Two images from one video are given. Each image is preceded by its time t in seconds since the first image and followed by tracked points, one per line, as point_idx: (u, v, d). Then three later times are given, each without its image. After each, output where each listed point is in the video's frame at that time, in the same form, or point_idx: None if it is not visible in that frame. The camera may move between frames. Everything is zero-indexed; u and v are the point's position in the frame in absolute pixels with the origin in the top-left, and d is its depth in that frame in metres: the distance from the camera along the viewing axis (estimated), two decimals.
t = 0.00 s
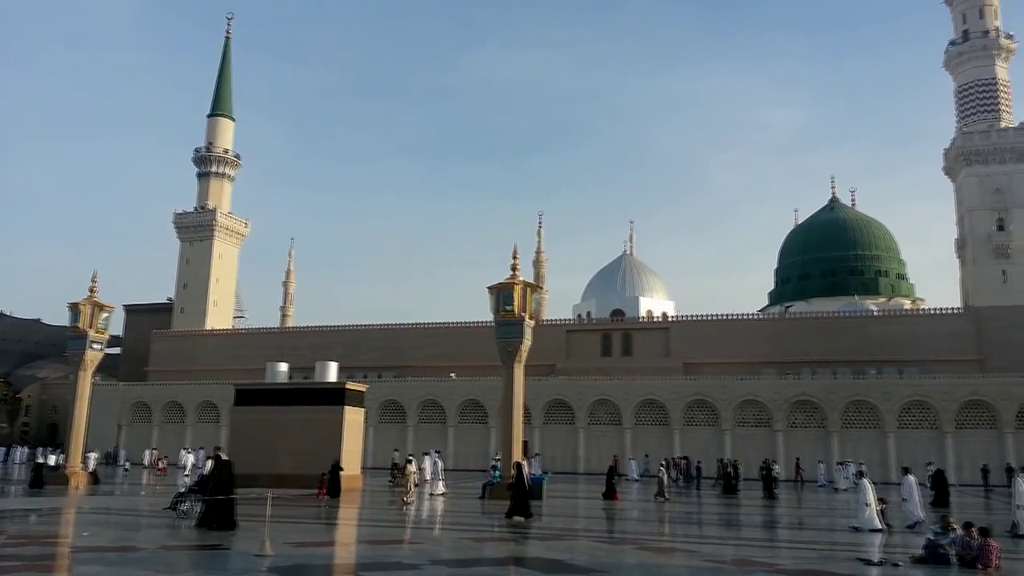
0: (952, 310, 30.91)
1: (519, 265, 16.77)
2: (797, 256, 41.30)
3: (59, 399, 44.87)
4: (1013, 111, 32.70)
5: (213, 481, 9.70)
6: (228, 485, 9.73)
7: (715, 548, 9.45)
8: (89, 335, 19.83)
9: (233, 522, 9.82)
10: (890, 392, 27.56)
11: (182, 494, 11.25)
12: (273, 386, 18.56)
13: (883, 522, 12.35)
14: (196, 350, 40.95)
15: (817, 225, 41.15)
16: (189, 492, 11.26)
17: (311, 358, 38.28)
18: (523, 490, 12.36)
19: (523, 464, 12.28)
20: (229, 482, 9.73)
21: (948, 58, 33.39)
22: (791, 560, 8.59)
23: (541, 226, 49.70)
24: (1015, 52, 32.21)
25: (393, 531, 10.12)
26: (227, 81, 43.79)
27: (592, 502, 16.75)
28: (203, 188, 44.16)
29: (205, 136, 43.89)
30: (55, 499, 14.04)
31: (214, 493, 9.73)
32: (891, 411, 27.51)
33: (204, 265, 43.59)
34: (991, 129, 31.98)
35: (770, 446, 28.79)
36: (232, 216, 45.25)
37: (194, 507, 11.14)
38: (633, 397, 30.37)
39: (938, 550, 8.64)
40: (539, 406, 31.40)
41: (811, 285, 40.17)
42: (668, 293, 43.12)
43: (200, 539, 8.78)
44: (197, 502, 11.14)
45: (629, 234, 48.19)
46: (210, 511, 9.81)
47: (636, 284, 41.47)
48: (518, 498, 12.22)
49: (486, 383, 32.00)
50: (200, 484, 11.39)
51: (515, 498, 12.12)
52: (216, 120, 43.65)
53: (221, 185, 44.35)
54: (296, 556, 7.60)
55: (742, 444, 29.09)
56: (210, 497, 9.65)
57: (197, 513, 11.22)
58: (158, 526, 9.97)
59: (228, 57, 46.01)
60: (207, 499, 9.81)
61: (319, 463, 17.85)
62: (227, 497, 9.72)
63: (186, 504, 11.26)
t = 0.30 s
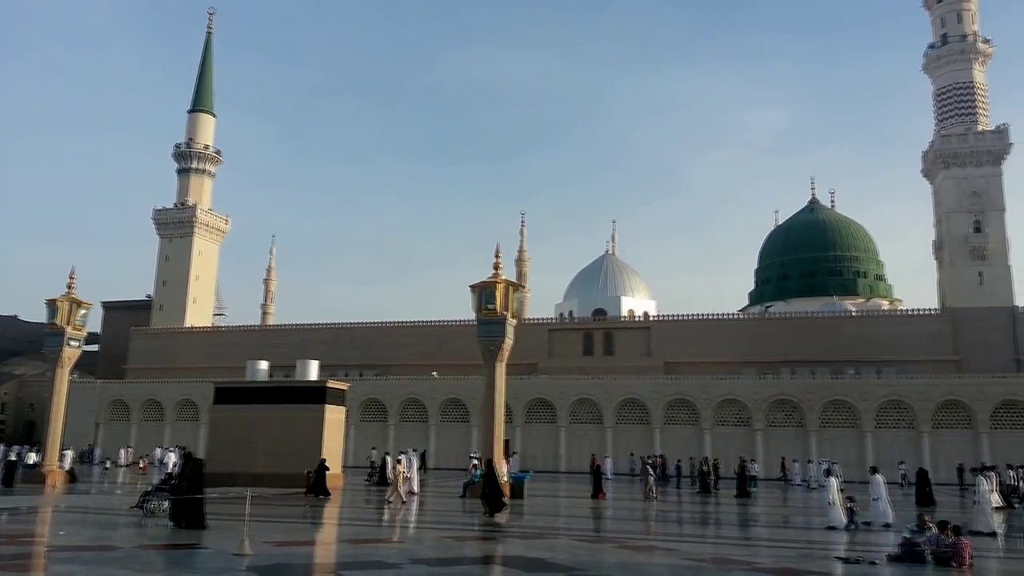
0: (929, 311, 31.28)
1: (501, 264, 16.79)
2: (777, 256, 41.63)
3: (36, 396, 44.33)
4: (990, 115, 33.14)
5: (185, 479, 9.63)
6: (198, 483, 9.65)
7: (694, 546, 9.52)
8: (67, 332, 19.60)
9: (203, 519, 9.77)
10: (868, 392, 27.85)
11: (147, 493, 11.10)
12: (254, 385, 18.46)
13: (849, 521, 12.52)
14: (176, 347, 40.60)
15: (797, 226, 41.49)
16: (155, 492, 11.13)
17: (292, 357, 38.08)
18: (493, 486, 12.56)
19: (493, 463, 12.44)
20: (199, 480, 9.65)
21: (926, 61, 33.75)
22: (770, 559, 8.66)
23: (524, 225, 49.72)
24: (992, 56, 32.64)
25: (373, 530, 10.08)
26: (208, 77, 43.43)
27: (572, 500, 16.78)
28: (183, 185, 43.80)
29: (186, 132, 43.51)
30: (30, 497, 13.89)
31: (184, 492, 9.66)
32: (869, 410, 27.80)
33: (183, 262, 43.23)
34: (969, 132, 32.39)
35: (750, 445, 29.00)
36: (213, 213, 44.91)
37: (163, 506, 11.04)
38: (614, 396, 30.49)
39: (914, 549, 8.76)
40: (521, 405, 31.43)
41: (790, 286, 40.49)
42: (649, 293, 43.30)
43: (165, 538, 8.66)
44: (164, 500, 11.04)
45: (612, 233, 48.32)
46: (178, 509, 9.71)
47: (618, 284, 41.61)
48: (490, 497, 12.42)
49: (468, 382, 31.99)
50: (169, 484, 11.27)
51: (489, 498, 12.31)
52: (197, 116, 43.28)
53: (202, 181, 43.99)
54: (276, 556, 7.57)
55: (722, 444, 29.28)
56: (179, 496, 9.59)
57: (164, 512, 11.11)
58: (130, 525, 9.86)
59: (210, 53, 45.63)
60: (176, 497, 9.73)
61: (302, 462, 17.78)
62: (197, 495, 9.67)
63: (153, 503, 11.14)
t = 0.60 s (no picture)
0: (907, 313, 31.64)
1: (483, 264, 16.79)
2: (757, 258, 41.94)
3: (12, 397, 43.75)
4: (966, 119, 33.60)
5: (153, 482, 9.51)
6: (167, 486, 9.57)
7: (675, 547, 9.57)
8: (44, 332, 19.38)
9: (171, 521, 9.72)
10: (847, 393, 28.11)
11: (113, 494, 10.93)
12: (234, 385, 18.32)
13: (819, 521, 12.67)
14: (155, 348, 40.22)
15: (777, 228, 41.82)
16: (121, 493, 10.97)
17: (273, 357, 37.85)
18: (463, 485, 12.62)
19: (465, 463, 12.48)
20: (169, 484, 9.59)
21: (905, 66, 34.13)
22: (751, 559, 8.73)
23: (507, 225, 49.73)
24: (969, 62, 33.11)
25: (355, 531, 10.05)
26: (189, 75, 43.08)
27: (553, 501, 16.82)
28: (163, 183, 43.42)
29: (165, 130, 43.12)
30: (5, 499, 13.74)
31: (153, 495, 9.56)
32: (847, 411, 28.07)
33: (163, 261, 42.85)
34: (946, 136, 32.82)
35: (730, 446, 29.18)
36: (193, 212, 44.56)
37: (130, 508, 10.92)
38: (596, 397, 30.57)
39: (892, 549, 8.85)
40: (503, 406, 31.44)
41: (770, 287, 40.80)
42: (631, 294, 43.44)
43: (137, 539, 8.59)
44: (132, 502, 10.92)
45: (594, 234, 48.44)
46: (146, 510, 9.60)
47: (600, 285, 41.72)
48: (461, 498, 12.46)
49: (450, 383, 31.95)
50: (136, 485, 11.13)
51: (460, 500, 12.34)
52: (177, 114, 42.91)
53: (182, 180, 43.62)
54: (256, 557, 7.54)
55: (703, 444, 29.44)
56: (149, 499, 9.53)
57: (132, 513, 11.01)
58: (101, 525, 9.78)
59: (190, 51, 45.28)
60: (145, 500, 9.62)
61: (282, 463, 17.67)
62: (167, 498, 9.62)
63: (119, 505, 11.00)
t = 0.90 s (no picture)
0: (893, 316, 31.85)
1: (472, 265, 16.78)
2: (745, 261, 42.13)
3: None
4: (953, 124, 33.84)
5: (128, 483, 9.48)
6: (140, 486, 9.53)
7: (662, 549, 9.60)
8: (30, 331, 19.22)
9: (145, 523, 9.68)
10: (833, 395, 28.26)
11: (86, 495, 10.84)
12: (221, 386, 18.23)
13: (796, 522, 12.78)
14: (141, 348, 39.98)
15: (765, 231, 42.03)
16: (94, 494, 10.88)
17: (261, 358, 37.70)
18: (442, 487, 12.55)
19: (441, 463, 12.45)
20: (143, 485, 9.54)
21: (893, 71, 34.36)
22: (737, 560, 8.76)
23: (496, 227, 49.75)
24: (956, 67, 33.37)
25: (342, 533, 10.02)
26: (177, 74, 42.87)
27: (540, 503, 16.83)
28: (151, 182, 43.19)
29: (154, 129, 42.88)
30: None
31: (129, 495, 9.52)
32: (834, 414, 28.22)
33: (150, 261, 42.62)
34: (934, 140, 33.05)
35: (717, 448, 29.27)
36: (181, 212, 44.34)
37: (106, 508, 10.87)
38: (584, 398, 30.60)
39: (878, 550, 8.88)
40: (491, 407, 31.43)
41: (758, 290, 40.97)
42: (620, 296, 43.51)
43: (120, 539, 8.54)
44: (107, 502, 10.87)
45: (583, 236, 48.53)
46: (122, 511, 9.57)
47: (589, 287, 41.79)
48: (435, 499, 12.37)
49: (438, 384, 31.92)
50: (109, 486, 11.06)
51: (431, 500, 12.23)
52: (165, 114, 42.68)
53: (170, 179, 43.41)
54: (243, 559, 7.51)
55: (690, 446, 29.53)
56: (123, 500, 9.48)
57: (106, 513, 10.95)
58: (83, 526, 9.73)
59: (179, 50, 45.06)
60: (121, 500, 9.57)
61: (269, 464, 17.60)
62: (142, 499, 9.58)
63: (93, 506, 10.92)
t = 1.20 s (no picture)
0: (877, 320, 32.10)
1: (459, 268, 16.78)
2: (730, 265, 42.33)
3: None
4: (937, 130, 34.18)
5: (97, 488, 9.39)
6: (110, 491, 9.43)
7: (648, 551, 9.64)
8: (12, 334, 19.04)
9: (116, 527, 9.58)
10: (817, 399, 28.43)
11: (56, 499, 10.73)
12: (206, 389, 18.12)
13: (769, 525, 12.95)
14: (126, 351, 39.67)
15: (750, 235, 42.26)
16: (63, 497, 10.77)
17: (246, 362, 37.50)
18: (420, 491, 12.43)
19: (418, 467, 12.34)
20: (114, 490, 9.45)
21: (877, 77, 34.68)
22: (721, 563, 8.80)
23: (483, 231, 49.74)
24: (939, 73, 33.72)
25: (328, 537, 9.98)
26: (163, 76, 42.62)
27: (525, 506, 16.84)
28: (136, 184, 42.90)
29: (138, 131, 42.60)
30: None
31: (98, 501, 9.41)
32: (818, 417, 28.39)
33: (134, 264, 42.31)
34: (917, 146, 33.36)
35: (703, 451, 29.38)
36: (166, 214, 44.06)
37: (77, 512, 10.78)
38: (570, 402, 30.64)
39: (862, 553, 8.92)
40: (478, 411, 31.39)
41: (743, 294, 41.17)
42: (606, 300, 43.60)
43: (102, 544, 8.46)
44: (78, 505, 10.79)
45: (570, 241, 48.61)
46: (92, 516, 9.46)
47: (575, 291, 41.87)
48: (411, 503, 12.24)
49: (424, 388, 31.87)
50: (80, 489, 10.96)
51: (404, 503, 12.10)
52: (150, 115, 42.42)
53: (154, 181, 43.12)
54: (227, 563, 7.46)
55: (676, 450, 29.61)
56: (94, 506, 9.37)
57: (77, 517, 10.85)
58: (56, 532, 9.63)
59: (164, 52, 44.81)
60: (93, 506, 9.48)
61: (254, 468, 17.51)
62: (112, 505, 9.47)
63: (64, 509, 10.82)
